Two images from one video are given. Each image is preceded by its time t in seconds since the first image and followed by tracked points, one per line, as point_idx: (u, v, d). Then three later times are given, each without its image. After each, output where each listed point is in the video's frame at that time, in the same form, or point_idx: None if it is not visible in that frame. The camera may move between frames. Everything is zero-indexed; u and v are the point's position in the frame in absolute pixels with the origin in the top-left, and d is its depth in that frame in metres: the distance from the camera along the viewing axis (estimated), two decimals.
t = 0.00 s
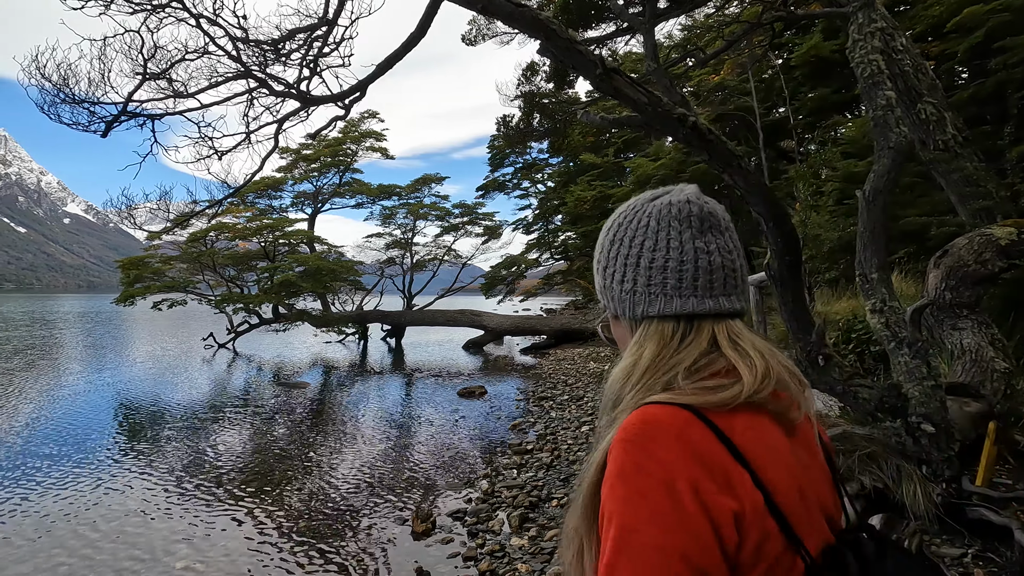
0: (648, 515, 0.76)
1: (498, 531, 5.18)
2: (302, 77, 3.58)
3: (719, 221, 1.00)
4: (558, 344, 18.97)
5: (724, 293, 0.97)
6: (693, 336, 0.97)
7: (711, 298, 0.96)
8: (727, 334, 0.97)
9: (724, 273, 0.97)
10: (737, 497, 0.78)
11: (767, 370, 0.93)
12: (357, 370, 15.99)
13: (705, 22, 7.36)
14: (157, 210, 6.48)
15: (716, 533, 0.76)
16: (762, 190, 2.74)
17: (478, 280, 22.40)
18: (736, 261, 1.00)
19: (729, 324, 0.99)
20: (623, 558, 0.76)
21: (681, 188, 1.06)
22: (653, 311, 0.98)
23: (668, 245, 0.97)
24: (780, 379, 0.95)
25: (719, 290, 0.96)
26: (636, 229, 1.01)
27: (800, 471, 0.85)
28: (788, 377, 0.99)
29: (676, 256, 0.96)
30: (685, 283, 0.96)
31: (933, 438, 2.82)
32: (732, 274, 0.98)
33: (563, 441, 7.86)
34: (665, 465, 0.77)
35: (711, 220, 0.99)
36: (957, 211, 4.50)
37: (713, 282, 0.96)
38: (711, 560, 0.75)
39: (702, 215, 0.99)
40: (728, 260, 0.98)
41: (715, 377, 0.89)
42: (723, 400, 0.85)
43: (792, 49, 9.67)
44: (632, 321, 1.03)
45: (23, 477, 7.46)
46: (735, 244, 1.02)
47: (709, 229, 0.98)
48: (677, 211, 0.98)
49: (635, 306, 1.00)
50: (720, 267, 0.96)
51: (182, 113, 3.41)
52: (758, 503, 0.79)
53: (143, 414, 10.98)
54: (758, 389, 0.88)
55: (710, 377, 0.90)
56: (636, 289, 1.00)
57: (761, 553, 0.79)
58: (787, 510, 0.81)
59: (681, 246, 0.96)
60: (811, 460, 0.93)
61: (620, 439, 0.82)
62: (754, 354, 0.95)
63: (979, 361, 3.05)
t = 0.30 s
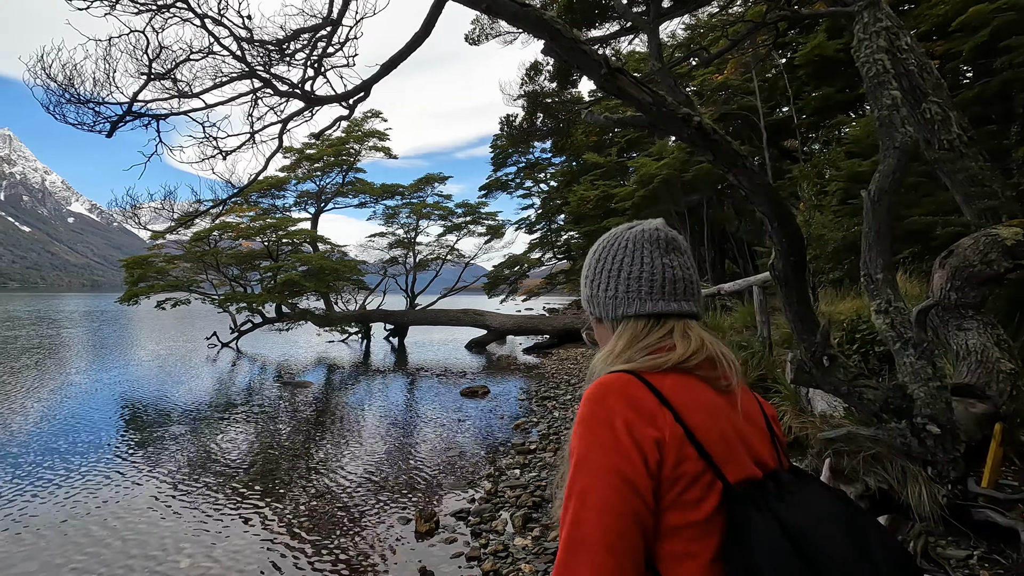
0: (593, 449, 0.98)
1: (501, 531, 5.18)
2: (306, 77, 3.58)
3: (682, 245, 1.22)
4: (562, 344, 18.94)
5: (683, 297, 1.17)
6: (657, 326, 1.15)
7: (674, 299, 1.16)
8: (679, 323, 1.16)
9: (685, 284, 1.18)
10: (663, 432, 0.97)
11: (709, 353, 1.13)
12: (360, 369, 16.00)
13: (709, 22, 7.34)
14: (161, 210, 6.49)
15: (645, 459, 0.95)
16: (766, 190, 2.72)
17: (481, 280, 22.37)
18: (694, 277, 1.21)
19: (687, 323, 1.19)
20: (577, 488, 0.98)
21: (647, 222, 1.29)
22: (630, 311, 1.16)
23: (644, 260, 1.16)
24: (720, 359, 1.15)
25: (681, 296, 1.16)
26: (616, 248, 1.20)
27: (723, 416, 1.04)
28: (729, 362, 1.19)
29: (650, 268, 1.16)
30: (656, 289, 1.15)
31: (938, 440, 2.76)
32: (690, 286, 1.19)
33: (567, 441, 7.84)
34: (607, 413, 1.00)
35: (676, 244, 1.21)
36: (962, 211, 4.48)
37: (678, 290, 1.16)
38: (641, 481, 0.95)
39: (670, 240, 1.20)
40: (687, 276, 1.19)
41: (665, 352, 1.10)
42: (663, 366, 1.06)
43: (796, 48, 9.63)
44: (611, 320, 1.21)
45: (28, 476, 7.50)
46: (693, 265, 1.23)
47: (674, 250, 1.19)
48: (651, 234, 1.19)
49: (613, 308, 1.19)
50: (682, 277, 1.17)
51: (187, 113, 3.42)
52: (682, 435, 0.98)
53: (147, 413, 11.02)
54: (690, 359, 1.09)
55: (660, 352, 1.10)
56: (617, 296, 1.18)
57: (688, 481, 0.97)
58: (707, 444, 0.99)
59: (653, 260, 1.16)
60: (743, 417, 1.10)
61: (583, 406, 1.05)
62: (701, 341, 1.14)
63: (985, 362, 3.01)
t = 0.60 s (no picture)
0: (610, 423, 1.03)
1: (505, 531, 5.18)
2: (311, 76, 3.57)
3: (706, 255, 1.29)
4: (565, 344, 18.92)
5: (710, 296, 1.21)
6: (689, 320, 1.17)
7: (705, 296, 1.19)
8: (706, 317, 1.19)
9: (712, 285, 1.23)
10: (675, 405, 1.01)
11: (733, 345, 1.17)
12: (363, 369, 16.02)
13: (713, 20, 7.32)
14: (165, 209, 6.52)
15: (658, 433, 0.99)
16: (772, 189, 2.70)
17: (484, 279, 22.35)
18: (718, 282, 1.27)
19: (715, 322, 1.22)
20: (596, 460, 1.03)
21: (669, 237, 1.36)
22: (663, 307, 1.19)
23: (678, 259, 1.21)
24: (743, 352, 1.18)
25: (711, 294, 1.21)
26: (647, 250, 1.25)
27: (736, 395, 1.06)
28: (750, 356, 1.22)
29: (684, 267, 1.20)
30: (689, 286, 1.19)
31: (944, 440, 2.72)
32: (716, 288, 1.24)
33: (570, 440, 7.83)
34: (625, 392, 1.04)
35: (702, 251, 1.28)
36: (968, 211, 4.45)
37: (708, 287, 1.21)
38: (653, 452, 0.99)
39: (698, 246, 1.27)
40: (714, 278, 1.25)
41: (691, 340, 1.13)
42: (685, 354, 1.10)
43: (800, 47, 9.60)
44: (644, 317, 1.22)
45: (34, 474, 7.53)
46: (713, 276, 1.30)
47: (702, 254, 1.25)
48: (683, 238, 1.25)
49: (647, 306, 1.21)
50: (710, 277, 1.23)
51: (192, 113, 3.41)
52: (693, 411, 1.01)
53: (152, 411, 11.07)
54: (710, 346, 1.13)
55: (686, 341, 1.13)
56: (652, 294, 1.21)
57: (699, 454, 1.00)
58: (718, 420, 1.02)
59: (687, 259, 1.21)
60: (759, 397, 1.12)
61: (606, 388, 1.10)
62: (725, 336, 1.18)
63: (991, 362, 3.00)
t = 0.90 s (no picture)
0: (624, 412, 1.02)
1: (508, 529, 5.19)
2: (314, 75, 3.57)
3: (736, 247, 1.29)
4: (568, 343, 18.91)
5: (740, 287, 1.20)
6: (717, 312, 1.17)
7: (733, 288, 1.19)
8: (735, 309, 1.18)
9: (742, 277, 1.22)
10: (692, 400, 1.00)
11: (761, 338, 1.16)
12: (367, 367, 16.07)
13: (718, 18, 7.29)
14: (170, 208, 6.54)
15: (671, 426, 0.98)
16: (777, 187, 2.69)
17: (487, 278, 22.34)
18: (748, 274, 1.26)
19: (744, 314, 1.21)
20: (608, 447, 1.03)
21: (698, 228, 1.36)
22: (693, 297, 1.18)
23: (710, 249, 1.20)
24: (770, 346, 1.17)
25: (741, 286, 1.20)
26: (677, 239, 1.24)
27: (755, 393, 1.04)
28: (776, 346, 1.21)
29: (715, 257, 1.19)
30: (719, 277, 1.18)
31: (950, 440, 2.71)
32: (747, 281, 1.23)
33: (574, 439, 7.83)
34: (641, 384, 1.03)
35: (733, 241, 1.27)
36: (974, 210, 4.43)
37: (738, 280, 1.20)
38: (665, 444, 0.98)
39: (729, 237, 1.26)
40: (744, 270, 1.24)
41: (716, 332, 1.12)
42: (709, 347, 1.09)
43: (805, 45, 9.55)
44: (672, 305, 1.22)
45: (40, 472, 7.58)
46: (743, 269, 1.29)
47: (733, 245, 1.24)
48: (714, 228, 1.24)
49: (676, 296, 1.20)
50: (740, 269, 1.22)
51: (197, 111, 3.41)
52: (706, 408, 0.99)
53: (157, 410, 11.11)
54: (735, 338, 1.12)
55: (710, 333, 1.13)
56: (682, 284, 1.20)
57: (711, 451, 0.99)
58: (735, 418, 1.00)
59: (717, 250, 1.20)
60: (782, 397, 1.09)
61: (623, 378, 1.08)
62: (753, 327, 1.17)
63: (997, 361, 3.00)
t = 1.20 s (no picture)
0: (613, 423, 1.05)
1: (512, 529, 5.17)
2: (318, 72, 3.57)
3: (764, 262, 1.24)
4: (571, 342, 18.89)
5: (762, 303, 1.16)
6: (734, 328, 1.13)
7: (754, 303, 1.14)
8: (752, 326, 1.14)
9: (766, 294, 1.18)
10: (677, 418, 1.00)
11: (775, 359, 1.12)
12: (370, 366, 16.08)
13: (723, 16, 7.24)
14: (174, 207, 6.55)
15: (649, 441, 1.00)
16: (782, 185, 2.67)
17: (491, 277, 22.30)
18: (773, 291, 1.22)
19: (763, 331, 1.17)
20: (594, 455, 1.06)
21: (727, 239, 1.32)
22: (711, 308, 1.15)
23: (733, 263, 1.16)
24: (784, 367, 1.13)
25: (763, 302, 1.16)
26: (701, 248, 1.20)
27: (748, 415, 1.02)
28: (789, 370, 1.16)
29: (737, 271, 1.16)
30: (741, 292, 1.14)
31: (957, 440, 2.70)
32: (769, 298, 1.18)
33: (577, 438, 7.81)
34: (632, 396, 1.05)
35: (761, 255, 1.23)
36: (980, 208, 4.39)
37: (761, 296, 1.16)
38: (643, 457, 1.00)
39: (756, 252, 1.22)
40: (768, 287, 1.19)
41: (723, 349, 1.09)
42: (715, 364, 1.07)
43: (810, 43, 9.50)
44: (689, 315, 1.18)
45: (45, 470, 7.61)
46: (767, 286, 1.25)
47: (759, 261, 1.20)
48: (742, 241, 1.20)
49: (694, 306, 1.17)
50: (765, 285, 1.17)
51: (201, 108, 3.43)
52: (689, 426, 0.99)
53: (161, 408, 11.14)
54: (744, 357, 1.08)
55: (719, 349, 1.10)
56: (701, 294, 1.16)
57: (690, 470, 0.99)
58: (718, 439, 0.99)
59: (742, 265, 1.16)
60: (779, 419, 1.06)
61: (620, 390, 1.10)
62: (767, 347, 1.13)
63: (1005, 361, 2.99)
